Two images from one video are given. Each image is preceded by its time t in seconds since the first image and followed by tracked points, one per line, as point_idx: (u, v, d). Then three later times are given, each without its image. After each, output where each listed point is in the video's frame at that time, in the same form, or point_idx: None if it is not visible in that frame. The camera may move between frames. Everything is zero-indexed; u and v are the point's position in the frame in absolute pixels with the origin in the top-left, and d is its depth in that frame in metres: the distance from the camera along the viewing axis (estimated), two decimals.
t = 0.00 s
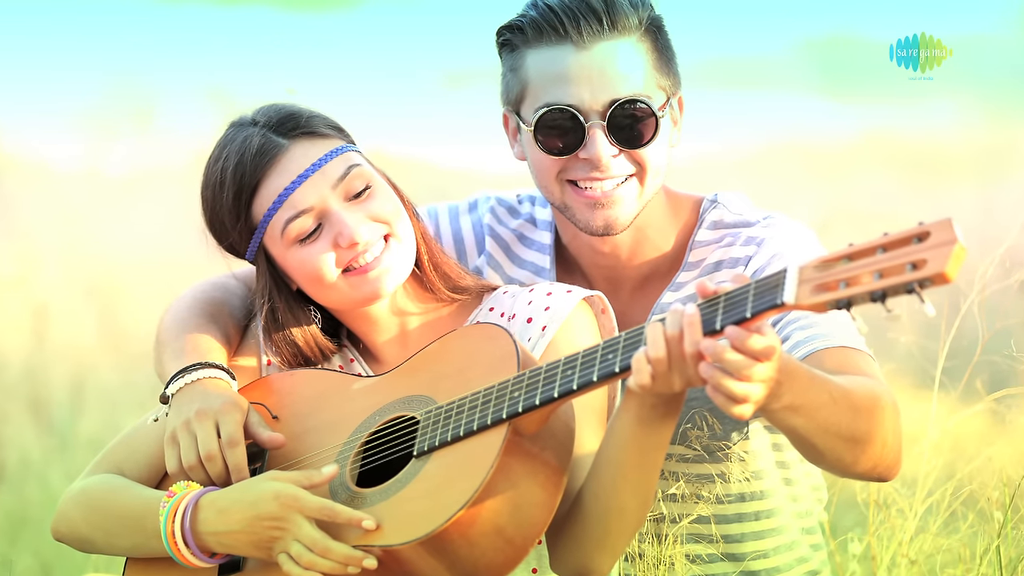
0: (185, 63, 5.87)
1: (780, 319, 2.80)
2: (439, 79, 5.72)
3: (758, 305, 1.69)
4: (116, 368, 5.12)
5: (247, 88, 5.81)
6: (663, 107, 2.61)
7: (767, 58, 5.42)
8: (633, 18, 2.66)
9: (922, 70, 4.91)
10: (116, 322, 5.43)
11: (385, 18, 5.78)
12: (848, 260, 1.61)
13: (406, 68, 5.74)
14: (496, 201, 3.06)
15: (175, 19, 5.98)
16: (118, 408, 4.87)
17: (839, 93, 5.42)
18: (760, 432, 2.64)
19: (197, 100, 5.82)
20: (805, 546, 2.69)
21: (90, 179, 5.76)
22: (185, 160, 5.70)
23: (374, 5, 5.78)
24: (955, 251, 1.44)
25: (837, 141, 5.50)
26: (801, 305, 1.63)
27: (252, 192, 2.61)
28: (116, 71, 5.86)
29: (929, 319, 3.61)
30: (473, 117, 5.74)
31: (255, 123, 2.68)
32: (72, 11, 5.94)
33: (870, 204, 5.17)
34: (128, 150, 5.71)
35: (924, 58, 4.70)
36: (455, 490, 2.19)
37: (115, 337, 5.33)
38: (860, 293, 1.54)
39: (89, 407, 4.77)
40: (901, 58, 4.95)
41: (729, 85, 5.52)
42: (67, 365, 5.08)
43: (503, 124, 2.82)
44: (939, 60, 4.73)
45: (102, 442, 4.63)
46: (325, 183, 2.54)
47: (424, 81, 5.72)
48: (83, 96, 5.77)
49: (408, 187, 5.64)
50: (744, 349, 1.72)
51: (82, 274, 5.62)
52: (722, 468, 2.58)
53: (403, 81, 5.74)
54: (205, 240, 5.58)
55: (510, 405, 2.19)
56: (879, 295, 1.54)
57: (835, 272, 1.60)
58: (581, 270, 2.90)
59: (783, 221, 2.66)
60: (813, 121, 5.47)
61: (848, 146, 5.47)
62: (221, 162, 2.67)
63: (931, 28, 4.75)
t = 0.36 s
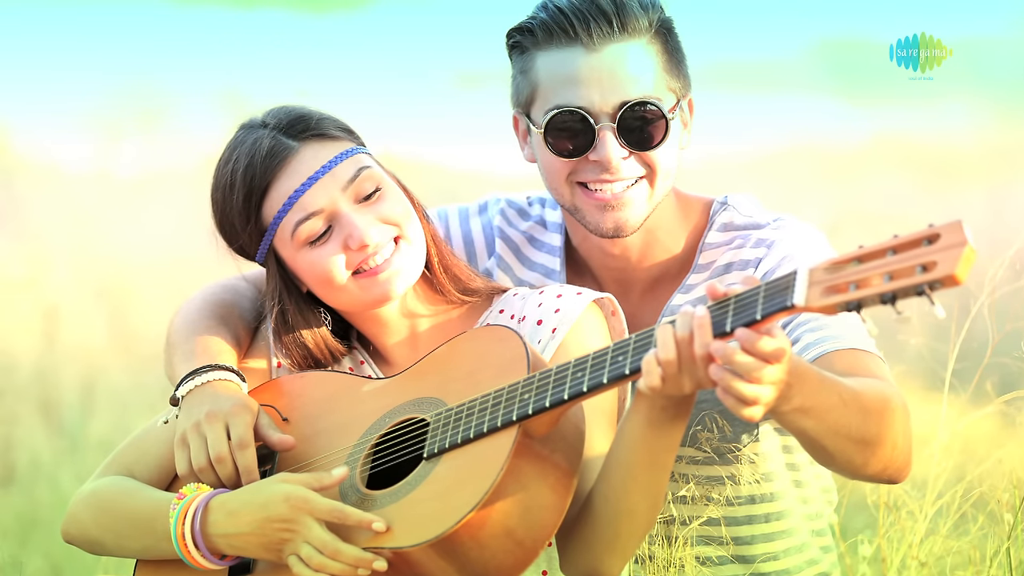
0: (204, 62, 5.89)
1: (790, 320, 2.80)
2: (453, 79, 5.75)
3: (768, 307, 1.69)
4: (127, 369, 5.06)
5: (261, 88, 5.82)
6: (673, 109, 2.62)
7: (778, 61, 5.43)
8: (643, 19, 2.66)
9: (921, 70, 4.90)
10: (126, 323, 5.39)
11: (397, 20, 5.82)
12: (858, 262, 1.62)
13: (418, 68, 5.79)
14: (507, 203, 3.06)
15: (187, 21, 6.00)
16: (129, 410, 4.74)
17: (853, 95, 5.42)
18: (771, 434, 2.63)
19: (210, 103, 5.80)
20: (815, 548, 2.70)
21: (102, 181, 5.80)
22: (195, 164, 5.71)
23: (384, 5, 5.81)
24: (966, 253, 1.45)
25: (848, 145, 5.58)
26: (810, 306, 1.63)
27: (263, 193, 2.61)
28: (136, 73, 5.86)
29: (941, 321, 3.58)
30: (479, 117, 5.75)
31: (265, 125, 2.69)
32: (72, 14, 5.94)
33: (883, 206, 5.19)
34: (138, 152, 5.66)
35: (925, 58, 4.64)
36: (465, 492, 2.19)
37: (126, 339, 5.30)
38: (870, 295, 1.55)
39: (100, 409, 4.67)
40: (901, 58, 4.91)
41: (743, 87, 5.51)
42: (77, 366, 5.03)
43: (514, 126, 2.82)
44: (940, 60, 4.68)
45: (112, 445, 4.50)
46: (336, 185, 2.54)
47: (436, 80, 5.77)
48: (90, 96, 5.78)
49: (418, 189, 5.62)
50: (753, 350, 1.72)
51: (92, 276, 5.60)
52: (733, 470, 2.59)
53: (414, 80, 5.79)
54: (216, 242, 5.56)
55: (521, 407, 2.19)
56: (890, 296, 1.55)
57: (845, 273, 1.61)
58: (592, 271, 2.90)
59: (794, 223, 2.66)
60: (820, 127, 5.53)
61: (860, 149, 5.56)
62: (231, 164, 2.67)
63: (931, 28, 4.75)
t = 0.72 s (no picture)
0: (216, 65, 5.99)
1: (800, 323, 2.80)
2: (463, 83, 5.79)
3: (778, 309, 1.68)
4: (138, 372, 4.96)
5: (273, 87, 5.89)
6: (683, 111, 2.61)
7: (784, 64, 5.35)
8: (653, 22, 2.66)
9: (921, 71, 4.97)
10: (137, 324, 5.28)
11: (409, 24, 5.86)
12: (868, 264, 1.61)
13: (429, 68, 5.85)
14: (516, 205, 3.06)
15: (199, 23, 6.07)
16: (140, 411, 4.61)
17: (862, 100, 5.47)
18: (781, 436, 2.64)
19: (221, 105, 5.90)
20: (825, 550, 2.70)
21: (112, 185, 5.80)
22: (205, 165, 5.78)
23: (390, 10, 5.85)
24: (976, 255, 1.44)
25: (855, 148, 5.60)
26: (820, 309, 1.62)
27: (273, 196, 2.61)
28: (144, 74, 5.97)
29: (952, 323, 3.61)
30: (490, 117, 5.78)
31: (275, 127, 2.69)
32: (97, 14, 6.07)
33: (892, 208, 5.16)
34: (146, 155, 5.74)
35: (925, 58, 4.74)
36: (475, 495, 2.19)
37: (137, 340, 5.18)
38: (880, 298, 1.54)
39: (110, 412, 4.54)
40: (901, 59, 5.01)
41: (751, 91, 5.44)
42: (87, 368, 4.89)
43: (524, 128, 2.82)
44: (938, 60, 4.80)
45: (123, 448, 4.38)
46: (345, 188, 2.54)
47: (446, 81, 5.83)
48: (107, 96, 5.85)
49: (429, 191, 5.66)
50: (764, 352, 1.73)
51: (102, 278, 5.50)
52: (743, 472, 2.59)
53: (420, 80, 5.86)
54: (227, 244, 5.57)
55: (531, 409, 2.19)
56: (899, 299, 1.54)
57: (854, 275, 1.60)
58: (601, 274, 2.90)
59: (804, 225, 2.66)
60: (828, 127, 5.50)
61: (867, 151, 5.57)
62: (241, 166, 2.67)
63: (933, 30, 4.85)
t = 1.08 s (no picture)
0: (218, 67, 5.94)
1: (810, 324, 2.80)
2: (473, 85, 5.76)
3: (789, 312, 1.68)
4: (148, 374, 4.92)
5: (273, 87, 5.86)
6: (693, 113, 2.61)
7: (795, 66, 5.36)
8: (663, 24, 2.66)
9: (920, 70, 5.07)
10: (148, 328, 5.22)
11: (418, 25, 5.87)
12: (878, 266, 1.60)
13: (433, 68, 5.82)
14: (527, 208, 3.06)
15: (198, 23, 6.03)
16: (149, 412, 4.59)
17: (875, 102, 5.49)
18: (791, 438, 2.64)
19: (228, 104, 5.91)
20: (835, 552, 2.69)
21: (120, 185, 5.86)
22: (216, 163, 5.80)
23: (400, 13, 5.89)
24: (987, 257, 1.43)
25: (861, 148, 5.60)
26: (831, 311, 1.62)
27: (283, 198, 2.61)
28: (146, 74, 5.91)
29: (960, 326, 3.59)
30: (498, 117, 5.77)
31: (285, 129, 2.69)
32: (92, 18, 6.01)
33: (902, 209, 5.12)
34: (155, 154, 5.79)
35: (925, 58, 4.78)
36: (485, 497, 2.19)
37: (149, 343, 5.13)
38: (890, 300, 1.54)
39: (120, 415, 4.49)
40: (901, 58, 5.04)
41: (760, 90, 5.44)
42: (97, 370, 4.86)
43: (534, 130, 2.82)
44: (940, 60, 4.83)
45: (134, 449, 4.35)
46: (356, 190, 2.55)
47: (452, 81, 5.80)
48: (110, 96, 5.83)
49: (439, 193, 5.66)
50: (774, 354, 1.73)
51: (110, 279, 5.51)
52: (753, 474, 2.59)
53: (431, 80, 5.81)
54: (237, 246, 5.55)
55: (541, 411, 2.19)
56: (910, 301, 1.54)
57: (865, 278, 1.60)
58: (612, 276, 2.90)
59: (814, 227, 2.65)
60: (838, 127, 5.54)
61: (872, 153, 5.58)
62: (251, 168, 2.67)
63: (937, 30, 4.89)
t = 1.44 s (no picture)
0: (233, 73, 5.84)
1: (820, 326, 2.79)
2: (483, 89, 5.70)
3: (799, 313, 1.70)
4: (158, 375, 4.95)
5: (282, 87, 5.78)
6: (704, 115, 2.61)
7: (805, 67, 5.38)
8: (673, 26, 2.66)
9: (919, 70, 5.09)
10: (157, 330, 5.22)
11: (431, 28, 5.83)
12: (888, 268, 1.61)
13: (445, 68, 5.77)
14: (537, 209, 3.07)
15: (198, 24, 5.94)
16: (159, 415, 4.67)
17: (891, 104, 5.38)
18: (801, 440, 2.64)
19: (243, 109, 5.79)
20: (845, 554, 2.69)
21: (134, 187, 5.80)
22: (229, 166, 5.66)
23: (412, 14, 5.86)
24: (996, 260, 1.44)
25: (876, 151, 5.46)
26: (841, 313, 1.63)
27: (293, 200, 2.61)
28: (168, 75, 5.83)
29: (971, 327, 3.60)
30: (506, 117, 5.70)
31: (295, 131, 2.69)
32: (96, 22, 5.88)
33: (914, 212, 5.09)
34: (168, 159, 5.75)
35: (924, 58, 4.84)
36: (495, 499, 2.19)
37: (158, 345, 5.15)
38: (900, 302, 1.54)
39: (130, 417, 4.55)
40: (901, 58, 5.08)
41: (770, 92, 5.46)
42: (108, 371, 4.90)
43: (544, 132, 2.82)
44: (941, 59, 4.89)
45: (143, 452, 4.40)
46: (365, 192, 2.54)
47: (465, 81, 5.73)
48: (128, 96, 5.77)
49: (448, 196, 5.52)
50: (783, 356, 1.73)
51: (121, 282, 5.51)
52: (763, 477, 2.58)
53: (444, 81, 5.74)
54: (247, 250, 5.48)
55: (551, 413, 2.19)
56: (920, 303, 1.54)
57: (875, 279, 1.60)
58: (622, 278, 2.90)
59: (824, 229, 2.65)
60: (850, 128, 5.46)
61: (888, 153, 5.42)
62: (261, 170, 2.67)
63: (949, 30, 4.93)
